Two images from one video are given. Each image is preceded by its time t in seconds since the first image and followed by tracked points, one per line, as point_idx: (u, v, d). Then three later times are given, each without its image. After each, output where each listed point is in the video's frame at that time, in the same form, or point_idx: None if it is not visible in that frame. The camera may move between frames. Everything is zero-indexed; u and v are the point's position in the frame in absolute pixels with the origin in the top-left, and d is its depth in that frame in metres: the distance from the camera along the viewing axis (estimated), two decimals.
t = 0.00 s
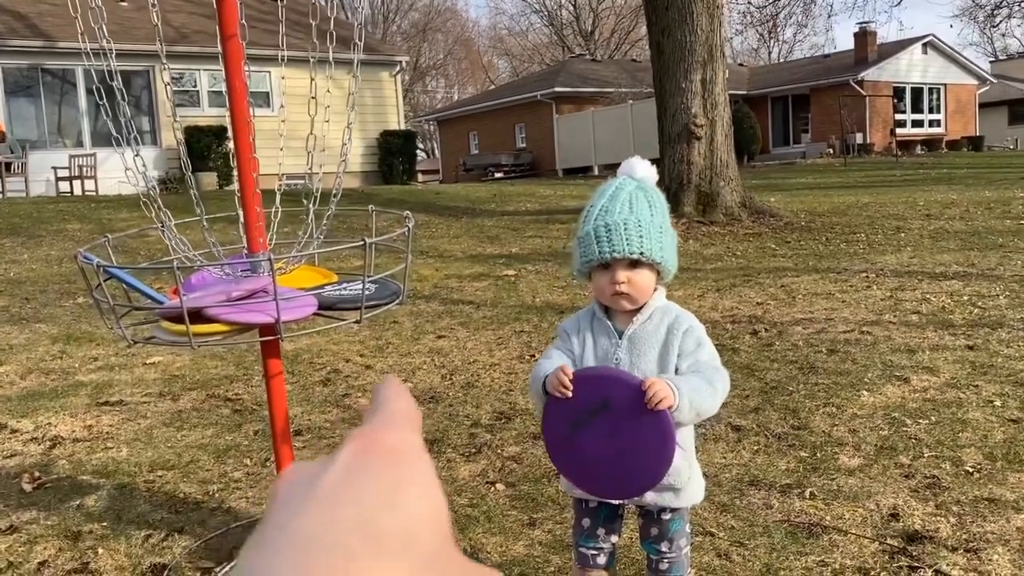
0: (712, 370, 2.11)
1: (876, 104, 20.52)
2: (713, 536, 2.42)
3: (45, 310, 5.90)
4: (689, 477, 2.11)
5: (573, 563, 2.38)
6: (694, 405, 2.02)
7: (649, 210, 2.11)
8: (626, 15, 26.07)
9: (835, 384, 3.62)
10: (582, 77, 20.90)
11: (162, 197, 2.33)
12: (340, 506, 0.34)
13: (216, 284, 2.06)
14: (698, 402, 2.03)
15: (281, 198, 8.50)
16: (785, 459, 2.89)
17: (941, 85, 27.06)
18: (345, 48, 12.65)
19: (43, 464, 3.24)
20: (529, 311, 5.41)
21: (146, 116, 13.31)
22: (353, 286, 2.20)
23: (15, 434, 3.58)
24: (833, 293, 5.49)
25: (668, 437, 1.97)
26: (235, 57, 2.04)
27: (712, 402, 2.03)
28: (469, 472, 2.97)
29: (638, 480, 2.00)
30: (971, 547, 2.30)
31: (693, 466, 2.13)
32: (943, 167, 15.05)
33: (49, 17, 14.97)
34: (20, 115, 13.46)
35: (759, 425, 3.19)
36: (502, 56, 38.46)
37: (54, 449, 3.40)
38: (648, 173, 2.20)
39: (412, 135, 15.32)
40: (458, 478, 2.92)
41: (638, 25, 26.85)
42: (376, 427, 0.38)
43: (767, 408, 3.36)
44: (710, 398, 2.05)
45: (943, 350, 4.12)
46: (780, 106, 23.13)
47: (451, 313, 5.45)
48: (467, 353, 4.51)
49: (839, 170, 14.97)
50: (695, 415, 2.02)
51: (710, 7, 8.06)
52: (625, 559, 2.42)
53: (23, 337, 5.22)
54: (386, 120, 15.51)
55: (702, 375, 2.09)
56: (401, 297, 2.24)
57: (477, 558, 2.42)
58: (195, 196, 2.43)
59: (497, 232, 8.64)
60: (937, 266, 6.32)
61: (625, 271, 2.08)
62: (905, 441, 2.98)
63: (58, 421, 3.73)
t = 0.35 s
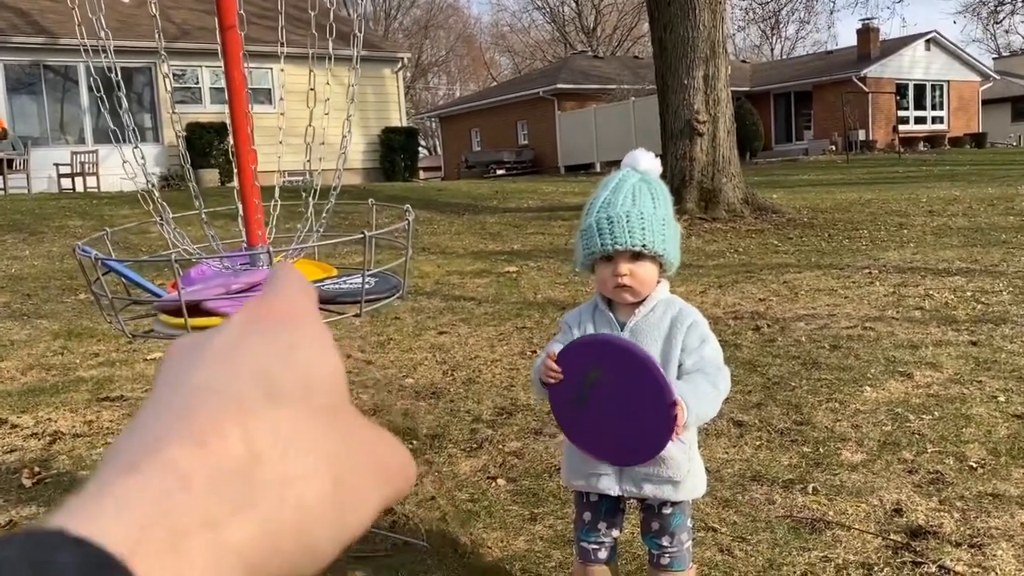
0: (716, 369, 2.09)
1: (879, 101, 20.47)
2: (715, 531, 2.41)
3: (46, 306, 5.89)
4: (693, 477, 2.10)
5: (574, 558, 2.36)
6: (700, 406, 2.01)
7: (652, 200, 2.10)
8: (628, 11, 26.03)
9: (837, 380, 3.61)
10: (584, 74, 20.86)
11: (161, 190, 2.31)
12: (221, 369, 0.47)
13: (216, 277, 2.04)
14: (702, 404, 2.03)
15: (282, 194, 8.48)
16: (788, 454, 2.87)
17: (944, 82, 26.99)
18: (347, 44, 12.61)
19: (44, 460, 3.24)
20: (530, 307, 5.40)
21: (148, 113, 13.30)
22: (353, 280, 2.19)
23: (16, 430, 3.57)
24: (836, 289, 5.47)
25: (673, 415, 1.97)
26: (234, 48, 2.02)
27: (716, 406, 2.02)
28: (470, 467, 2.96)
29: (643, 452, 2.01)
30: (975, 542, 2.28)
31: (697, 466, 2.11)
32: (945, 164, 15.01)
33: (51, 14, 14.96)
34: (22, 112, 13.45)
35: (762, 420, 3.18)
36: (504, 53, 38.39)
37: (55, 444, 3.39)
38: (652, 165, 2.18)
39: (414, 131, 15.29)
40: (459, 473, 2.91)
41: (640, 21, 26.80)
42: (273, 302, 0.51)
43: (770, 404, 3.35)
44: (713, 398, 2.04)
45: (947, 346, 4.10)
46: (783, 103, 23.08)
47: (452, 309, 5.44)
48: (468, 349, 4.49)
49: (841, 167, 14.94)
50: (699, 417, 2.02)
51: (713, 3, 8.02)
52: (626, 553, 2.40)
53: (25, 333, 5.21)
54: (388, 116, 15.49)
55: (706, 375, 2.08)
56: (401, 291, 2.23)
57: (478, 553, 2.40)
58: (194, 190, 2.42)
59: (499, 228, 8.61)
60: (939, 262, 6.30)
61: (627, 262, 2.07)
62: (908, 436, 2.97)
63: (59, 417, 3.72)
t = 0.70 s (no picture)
0: (722, 368, 2.10)
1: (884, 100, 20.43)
2: (719, 530, 2.41)
3: (51, 303, 5.91)
4: (700, 477, 2.09)
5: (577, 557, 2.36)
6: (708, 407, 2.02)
7: (657, 196, 2.10)
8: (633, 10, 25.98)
9: (841, 379, 3.60)
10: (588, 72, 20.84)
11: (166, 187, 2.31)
12: (214, 368, 0.52)
13: (221, 275, 2.05)
14: (712, 400, 2.03)
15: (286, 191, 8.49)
16: (792, 453, 2.87)
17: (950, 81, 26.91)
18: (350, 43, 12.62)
19: (48, 456, 3.25)
20: (534, 305, 5.39)
21: (152, 110, 13.32)
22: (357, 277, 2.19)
23: (21, 426, 3.59)
24: (840, 289, 5.46)
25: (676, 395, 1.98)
26: (239, 45, 2.03)
27: (725, 406, 2.02)
28: (474, 465, 2.96)
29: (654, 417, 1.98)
30: (980, 542, 2.28)
31: (703, 466, 2.10)
32: (950, 163, 14.97)
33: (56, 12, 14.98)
34: (27, 109, 13.48)
35: (766, 419, 3.17)
36: (509, 51, 38.38)
37: (59, 441, 3.40)
38: (658, 163, 2.18)
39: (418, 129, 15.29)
40: (463, 471, 2.91)
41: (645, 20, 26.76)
42: (259, 305, 0.56)
43: (774, 403, 3.34)
44: (721, 398, 2.05)
45: (952, 346, 4.09)
46: (787, 102, 23.03)
47: (456, 307, 5.44)
48: (471, 347, 4.49)
49: (846, 166, 14.92)
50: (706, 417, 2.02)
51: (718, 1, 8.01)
52: (630, 551, 2.40)
53: (29, 330, 5.22)
54: (392, 114, 15.49)
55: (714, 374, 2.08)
56: (406, 289, 2.23)
57: (481, 552, 2.41)
58: (199, 187, 2.41)
59: (503, 226, 8.62)
60: (944, 262, 6.28)
61: (633, 260, 2.07)
62: (913, 436, 2.96)
63: (63, 413, 3.74)
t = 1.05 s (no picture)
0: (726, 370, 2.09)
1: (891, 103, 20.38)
2: (720, 533, 2.40)
3: (56, 301, 5.93)
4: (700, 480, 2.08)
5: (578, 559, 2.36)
6: (711, 406, 2.01)
7: (661, 197, 2.09)
8: (639, 11, 25.97)
9: (845, 383, 3.58)
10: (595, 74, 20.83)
11: (170, 187, 2.31)
12: (183, 380, 0.48)
13: (224, 274, 2.05)
14: (717, 401, 2.02)
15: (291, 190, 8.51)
16: (795, 457, 2.86)
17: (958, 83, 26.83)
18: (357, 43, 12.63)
19: (52, 454, 3.26)
20: (538, 306, 5.39)
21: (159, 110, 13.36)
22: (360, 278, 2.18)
23: (25, 423, 3.60)
24: (845, 292, 5.45)
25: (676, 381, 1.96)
26: (243, 45, 2.03)
27: (729, 407, 2.02)
28: (476, 466, 2.96)
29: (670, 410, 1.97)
30: (982, 547, 2.27)
31: (704, 468, 2.10)
32: (957, 166, 14.92)
33: (64, 11, 15.05)
34: (35, 108, 13.53)
35: (769, 422, 3.17)
36: (515, 52, 38.39)
37: (64, 439, 3.41)
38: (665, 164, 2.18)
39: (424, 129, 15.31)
40: (465, 472, 2.91)
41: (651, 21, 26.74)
42: (238, 317, 0.53)
43: (777, 406, 3.33)
44: (726, 400, 2.04)
45: (957, 350, 4.08)
46: (794, 104, 22.99)
47: (461, 308, 5.44)
48: (475, 348, 4.49)
49: (852, 168, 14.89)
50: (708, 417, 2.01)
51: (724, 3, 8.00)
52: (631, 554, 2.40)
53: (34, 328, 5.24)
54: (398, 114, 15.51)
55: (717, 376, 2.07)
56: (409, 289, 2.23)
57: (482, 553, 2.40)
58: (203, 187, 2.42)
59: (507, 227, 8.61)
60: (950, 265, 6.26)
61: (637, 261, 2.07)
62: (917, 440, 2.95)
63: (67, 411, 3.74)
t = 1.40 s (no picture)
0: (730, 374, 2.07)
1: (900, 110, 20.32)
2: (722, 540, 2.39)
3: (63, 300, 5.95)
4: (703, 487, 2.07)
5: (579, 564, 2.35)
6: (716, 410, 1.98)
7: (664, 203, 2.08)
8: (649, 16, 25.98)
9: (850, 391, 3.57)
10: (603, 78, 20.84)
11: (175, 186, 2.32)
12: None
13: (227, 275, 2.06)
14: (721, 405, 1.99)
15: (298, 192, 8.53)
16: (798, 464, 2.85)
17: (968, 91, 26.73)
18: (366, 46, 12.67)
19: (55, 452, 3.26)
20: (543, 310, 5.39)
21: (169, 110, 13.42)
22: (362, 280, 2.18)
23: (29, 421, 3.61)
24: (851, 299, 5.43)
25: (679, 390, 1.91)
26: (249, 46, 2.04)
27: (734, 412, 1.99)
28: (478, 470, 2.95)
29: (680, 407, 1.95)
30: (985, 558, 2.25)
31: (706, 475, 2.08)
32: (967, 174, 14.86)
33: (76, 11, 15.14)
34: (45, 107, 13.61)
35: (773, 429, 3.16)
36: (525, 56, 38.43)
37: (68, 437, 3.42)
38: (671, 170, 2.18)
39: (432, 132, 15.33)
40: (467, 476, 2.91)
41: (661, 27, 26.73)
42: None
43: (781, 413, 3.32)
44: (730, 404, 2.01)
45: (963, 358, 4.06)
46: (803, 110, 22.95)
47: (466, 311, 5.44)
48: (479, 351, 4.49)
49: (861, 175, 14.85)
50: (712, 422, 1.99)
51: (733, 9, 7.99)
52: (632, 560, 2.39)
53: (41, 326, 5.26)
54: (406, 117, 15.54)
55: (722, 380, 2.05)
56: (412, 291, 2.23)
57: (482, 557, 2.40)
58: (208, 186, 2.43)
59: (514, 231, 8.61)
60: (957, 273, 6.23)
61: (637, 265, 2.05)
62: (921, 449, 2.94)
63: (72, 410, 3.76)
